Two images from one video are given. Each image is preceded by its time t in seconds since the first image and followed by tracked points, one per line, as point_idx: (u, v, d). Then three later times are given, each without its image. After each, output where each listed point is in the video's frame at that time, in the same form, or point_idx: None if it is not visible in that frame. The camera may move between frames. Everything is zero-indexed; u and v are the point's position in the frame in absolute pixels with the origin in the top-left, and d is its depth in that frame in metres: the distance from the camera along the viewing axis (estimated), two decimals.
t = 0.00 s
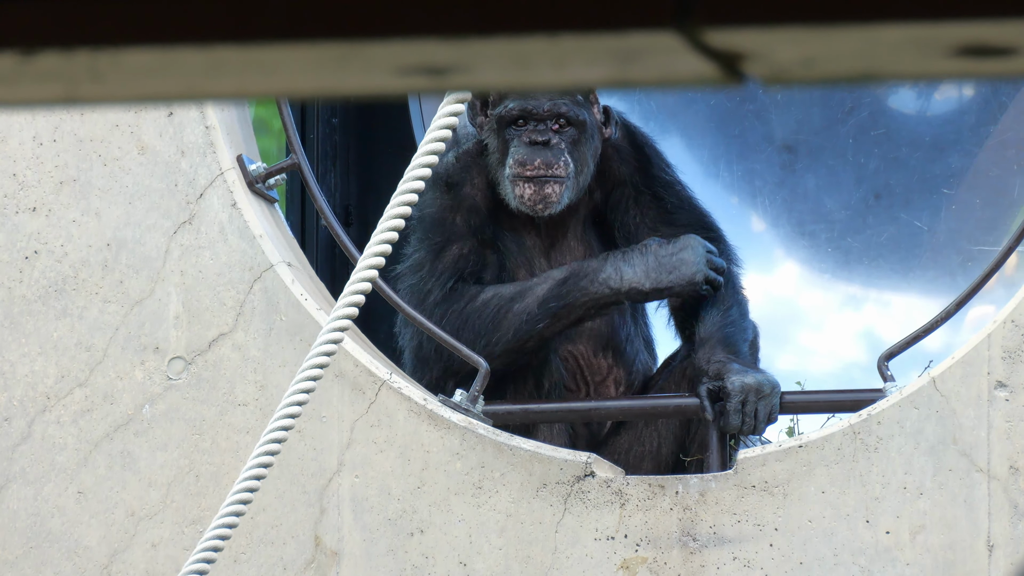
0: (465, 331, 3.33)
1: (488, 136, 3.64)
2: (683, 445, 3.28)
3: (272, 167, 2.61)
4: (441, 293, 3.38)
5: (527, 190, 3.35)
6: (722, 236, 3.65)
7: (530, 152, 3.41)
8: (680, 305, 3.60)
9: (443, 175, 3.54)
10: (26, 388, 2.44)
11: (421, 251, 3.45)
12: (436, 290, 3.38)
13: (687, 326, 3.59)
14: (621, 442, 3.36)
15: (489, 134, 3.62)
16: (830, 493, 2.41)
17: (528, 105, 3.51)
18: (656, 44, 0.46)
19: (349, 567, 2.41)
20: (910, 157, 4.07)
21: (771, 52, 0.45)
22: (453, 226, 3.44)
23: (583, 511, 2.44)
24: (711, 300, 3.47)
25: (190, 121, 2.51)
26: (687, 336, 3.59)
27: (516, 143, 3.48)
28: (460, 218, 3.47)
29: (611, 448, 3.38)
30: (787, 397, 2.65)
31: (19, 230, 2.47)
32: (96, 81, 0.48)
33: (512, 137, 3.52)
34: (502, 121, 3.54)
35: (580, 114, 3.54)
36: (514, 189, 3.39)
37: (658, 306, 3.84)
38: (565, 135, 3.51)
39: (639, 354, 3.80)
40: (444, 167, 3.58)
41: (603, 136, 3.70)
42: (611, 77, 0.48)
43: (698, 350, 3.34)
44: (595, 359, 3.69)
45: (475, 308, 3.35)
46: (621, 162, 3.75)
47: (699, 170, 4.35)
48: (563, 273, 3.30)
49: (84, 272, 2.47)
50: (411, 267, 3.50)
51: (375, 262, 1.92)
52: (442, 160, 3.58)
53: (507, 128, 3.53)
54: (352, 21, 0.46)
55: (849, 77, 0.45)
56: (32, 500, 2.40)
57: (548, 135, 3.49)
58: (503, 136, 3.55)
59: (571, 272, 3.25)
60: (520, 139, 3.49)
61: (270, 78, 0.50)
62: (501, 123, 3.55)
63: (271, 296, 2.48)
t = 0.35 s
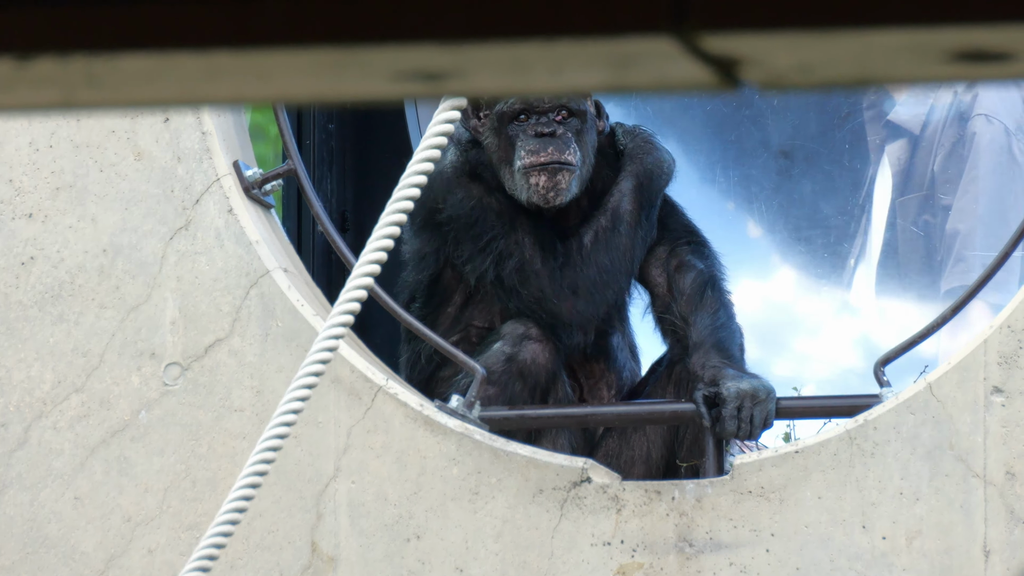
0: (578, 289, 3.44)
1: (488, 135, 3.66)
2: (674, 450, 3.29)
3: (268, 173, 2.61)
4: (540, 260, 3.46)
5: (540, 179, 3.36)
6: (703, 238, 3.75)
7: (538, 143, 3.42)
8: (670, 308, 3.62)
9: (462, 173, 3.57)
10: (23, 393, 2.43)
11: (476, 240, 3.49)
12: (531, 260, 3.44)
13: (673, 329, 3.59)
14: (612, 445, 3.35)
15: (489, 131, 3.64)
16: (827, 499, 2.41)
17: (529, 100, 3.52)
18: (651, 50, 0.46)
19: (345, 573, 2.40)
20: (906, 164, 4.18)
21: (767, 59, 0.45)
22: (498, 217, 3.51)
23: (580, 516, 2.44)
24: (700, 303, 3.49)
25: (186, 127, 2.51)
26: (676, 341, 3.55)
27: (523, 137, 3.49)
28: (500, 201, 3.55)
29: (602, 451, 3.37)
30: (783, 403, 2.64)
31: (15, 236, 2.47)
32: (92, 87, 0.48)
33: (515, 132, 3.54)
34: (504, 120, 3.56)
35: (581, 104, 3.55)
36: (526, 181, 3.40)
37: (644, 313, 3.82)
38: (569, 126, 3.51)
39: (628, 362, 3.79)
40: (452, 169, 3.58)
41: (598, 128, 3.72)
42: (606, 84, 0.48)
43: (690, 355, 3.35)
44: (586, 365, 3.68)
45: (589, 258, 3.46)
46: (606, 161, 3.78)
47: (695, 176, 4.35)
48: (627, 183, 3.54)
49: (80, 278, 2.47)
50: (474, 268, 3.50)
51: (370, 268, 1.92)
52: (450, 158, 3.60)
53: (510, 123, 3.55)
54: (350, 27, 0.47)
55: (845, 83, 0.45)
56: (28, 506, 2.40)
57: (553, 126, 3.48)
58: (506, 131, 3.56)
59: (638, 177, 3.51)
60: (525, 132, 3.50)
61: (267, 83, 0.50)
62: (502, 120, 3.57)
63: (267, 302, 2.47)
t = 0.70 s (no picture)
0: (573, 315, 3.41)
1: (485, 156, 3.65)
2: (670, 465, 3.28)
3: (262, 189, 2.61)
4: (536, 283, 3.45)
5: (550, 208, 3.37)
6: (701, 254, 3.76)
7: (547, 169, 3.41)
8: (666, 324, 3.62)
9: (457, 194, 3.60)
10: (17, 409, 2.43)
11: (474, 263, 3.52)
12: (528, 284, 3.44)
13: (670, 345, 3.58)
14: (607, 462, 3.35)
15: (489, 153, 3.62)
16: (822, 514, 2.40)
17: (532, 122, 3.48)
18: (645, 64, 0.46)
19: None
20: (900, 178, 4.23)
21: (760, 74, 0.46)
22: (492, 238, 3.52)
23: (574, 532, 2.43)
24: (696, 319, 3.49)
25: (180, 143, 2.51)
26: (673, 356, 3.55)
27: (529, 162, 3.47)
28: (499, 223, 3.56)
29: (599, 468, 3.36)
30: (778, 418, 2.64)
31: (9, 251, 2.47)
32: (84, 102, 0.48)
33: (520, 156, 3.51)
34: (506, 142, 3.52)
35: (584, 125, 3.50)
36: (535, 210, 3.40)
37: (641, 330, 3.83)
38: (573, 148, 3.47)
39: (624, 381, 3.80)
40: (447, 188, 3.62)
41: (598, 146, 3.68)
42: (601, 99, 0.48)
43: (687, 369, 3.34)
44: (584, 386, 3.66)
45: (585, 285, 3.43)
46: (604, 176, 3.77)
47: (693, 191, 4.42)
48: (628, 209, 3.45)
49: (74, 294, 2.46)
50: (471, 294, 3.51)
51: (366, 283, 1.92)
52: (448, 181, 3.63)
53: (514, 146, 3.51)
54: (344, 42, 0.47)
55: (838, 97, 0.45)
56: (22, 522, 2.39)
57: (558, 150, 3.46)
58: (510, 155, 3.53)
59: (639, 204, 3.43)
60: (531, 157, 3.48)
61: (261, 100, 0.50)
62: (504, 143, 3.53)
63: (261, 317, 2.47)
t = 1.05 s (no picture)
0: (560, 320, 3.38)
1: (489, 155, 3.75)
2: (665, 470, 3.28)
3: (257, 194, 2.61)
4: (524, 286, 3.43)
5: (569, 195, 3.42)
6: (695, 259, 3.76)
7: (566, 153, 3.51)
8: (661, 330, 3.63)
9: (447, 199, 3.61)
10: (11, 415, 2.42)
11: (462, 268, 3.52)
12: (515, 287, 3.42)
13: (665, 350, 3.59)
14: (602, 466, 3.35)
15: (497, 148, 3.71)
16: (816, 518, 2.40)
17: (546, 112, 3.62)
18: (640, 69, 0.46)
19: None
20: (894, 182, 4.10)
21: (755, 78, 0.46)
22: (481, 243, 3.51)
23: (569, 536, 2.43)
24: (690, 324, 3.49)
25: (175, 149, 2.51)
26: (668, 361, 3.56)
27: (548, 147, 3.58)
28: (488, 227, 3.55)
29: (593, 472, 3.37)
30: (773, 423, 2.64)
31: (3, 257, 2.46)
32: (78, 108, 0.48)
33: (535, 146, 3.61)
34: (518, 135, 3.63)
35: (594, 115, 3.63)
36: (555, 195, 3.46)
37: (635, 335, 3.82)
38: (587, 131, 3.58)
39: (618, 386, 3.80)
40: (438, 193, 3.64)
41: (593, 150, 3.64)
42: (595, 103, 0.48)
43: (681, 375, 3.34)
44: (578, 390, 3.66)
45: (573, 291, 3.40)
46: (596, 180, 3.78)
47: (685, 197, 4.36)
48: (633, 216, 3.37)
49: (68, 300, 2.46)
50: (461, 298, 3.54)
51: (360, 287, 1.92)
52: (436, 187, 3.65)
53: (527, 136, 3.62)
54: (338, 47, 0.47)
55: (832, 102, 0.45)
56: (17, 528, 2.38)
57: (573, 134, 3.56)
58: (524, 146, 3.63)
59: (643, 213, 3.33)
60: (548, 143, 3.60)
61: (256, 105, 0.50)
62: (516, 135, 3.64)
63: (255, 322, 2.47)
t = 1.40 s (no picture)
0: (566, 318, 3.39)
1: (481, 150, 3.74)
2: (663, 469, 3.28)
3: (254, 194, 2.60)
4: (525, 287, 3.44)
5: (572, 177, 3.45)
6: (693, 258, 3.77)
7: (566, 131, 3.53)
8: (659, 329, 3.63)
9: (443, 203, 3.60)
10: (10, 414, 2.42)
11: (462, 271, 3.52)
12: (517, 289, 3.43)
13: (664, 350, 3.60)
14: (601, 466, 3.36)
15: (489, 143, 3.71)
16: (814, 518, 2.40)
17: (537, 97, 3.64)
18: (636, 69, 0.46)
19: None
20: (892, 182, 4.12)
21: (753, 78, 0.46)
22: (479, 245, 3.52)
23: (567, 536, 2.43)
24: (689, 323, 3.49)
25: (172, 148, 2.50)
26: (666, 361, 3.56)
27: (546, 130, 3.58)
28: (484, 231, 3.56)
29: (592, 471, 3.38)
30: (771, 422, 2.65)
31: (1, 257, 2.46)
32: (76, 108, 0.48)
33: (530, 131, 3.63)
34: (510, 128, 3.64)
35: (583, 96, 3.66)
36: (557, 178, 3.48)
37: (635, 337, 3.81)
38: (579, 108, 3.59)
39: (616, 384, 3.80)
40: (433, 198, 3.62)
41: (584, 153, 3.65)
42: (592, 103, 0.48)
43: (680, 374, 3.34)
44: (576, 391, 3.65)
45: (576, 289, 3.42)
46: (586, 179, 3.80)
47: (683, 198, 4.40)
48: (619, 212, 3.49)
49: (66, 300, 2.45)
50: (461, 302, 3.52)
51: (357, 286, 1.92)
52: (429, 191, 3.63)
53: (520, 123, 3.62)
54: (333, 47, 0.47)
55: (830, 101, 0.45)
56: (15, 527, 2.38)
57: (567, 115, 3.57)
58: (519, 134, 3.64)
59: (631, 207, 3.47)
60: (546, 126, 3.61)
61: (253, 106, 0.50)
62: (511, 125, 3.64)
63: (253, 322, 2.46)
